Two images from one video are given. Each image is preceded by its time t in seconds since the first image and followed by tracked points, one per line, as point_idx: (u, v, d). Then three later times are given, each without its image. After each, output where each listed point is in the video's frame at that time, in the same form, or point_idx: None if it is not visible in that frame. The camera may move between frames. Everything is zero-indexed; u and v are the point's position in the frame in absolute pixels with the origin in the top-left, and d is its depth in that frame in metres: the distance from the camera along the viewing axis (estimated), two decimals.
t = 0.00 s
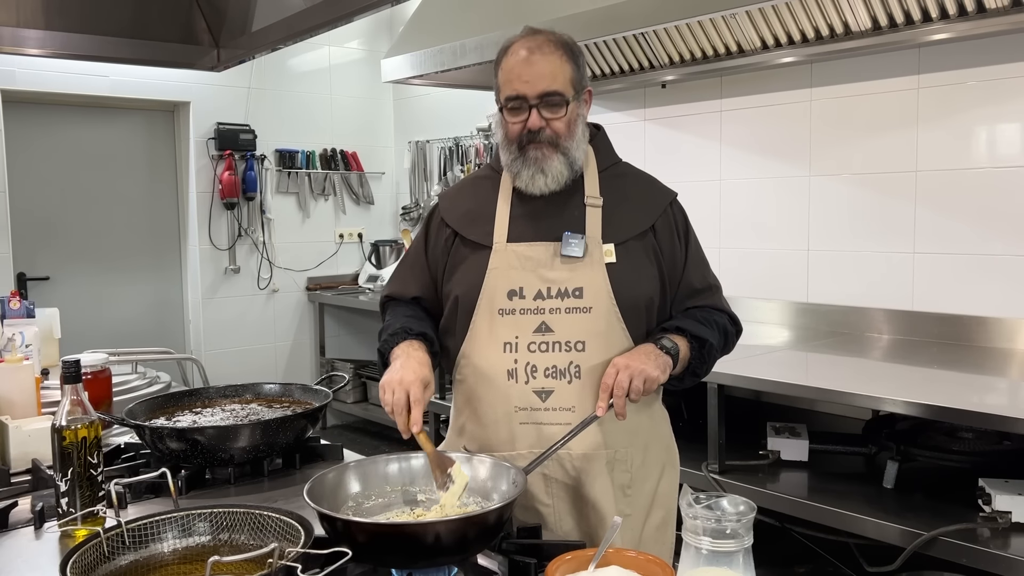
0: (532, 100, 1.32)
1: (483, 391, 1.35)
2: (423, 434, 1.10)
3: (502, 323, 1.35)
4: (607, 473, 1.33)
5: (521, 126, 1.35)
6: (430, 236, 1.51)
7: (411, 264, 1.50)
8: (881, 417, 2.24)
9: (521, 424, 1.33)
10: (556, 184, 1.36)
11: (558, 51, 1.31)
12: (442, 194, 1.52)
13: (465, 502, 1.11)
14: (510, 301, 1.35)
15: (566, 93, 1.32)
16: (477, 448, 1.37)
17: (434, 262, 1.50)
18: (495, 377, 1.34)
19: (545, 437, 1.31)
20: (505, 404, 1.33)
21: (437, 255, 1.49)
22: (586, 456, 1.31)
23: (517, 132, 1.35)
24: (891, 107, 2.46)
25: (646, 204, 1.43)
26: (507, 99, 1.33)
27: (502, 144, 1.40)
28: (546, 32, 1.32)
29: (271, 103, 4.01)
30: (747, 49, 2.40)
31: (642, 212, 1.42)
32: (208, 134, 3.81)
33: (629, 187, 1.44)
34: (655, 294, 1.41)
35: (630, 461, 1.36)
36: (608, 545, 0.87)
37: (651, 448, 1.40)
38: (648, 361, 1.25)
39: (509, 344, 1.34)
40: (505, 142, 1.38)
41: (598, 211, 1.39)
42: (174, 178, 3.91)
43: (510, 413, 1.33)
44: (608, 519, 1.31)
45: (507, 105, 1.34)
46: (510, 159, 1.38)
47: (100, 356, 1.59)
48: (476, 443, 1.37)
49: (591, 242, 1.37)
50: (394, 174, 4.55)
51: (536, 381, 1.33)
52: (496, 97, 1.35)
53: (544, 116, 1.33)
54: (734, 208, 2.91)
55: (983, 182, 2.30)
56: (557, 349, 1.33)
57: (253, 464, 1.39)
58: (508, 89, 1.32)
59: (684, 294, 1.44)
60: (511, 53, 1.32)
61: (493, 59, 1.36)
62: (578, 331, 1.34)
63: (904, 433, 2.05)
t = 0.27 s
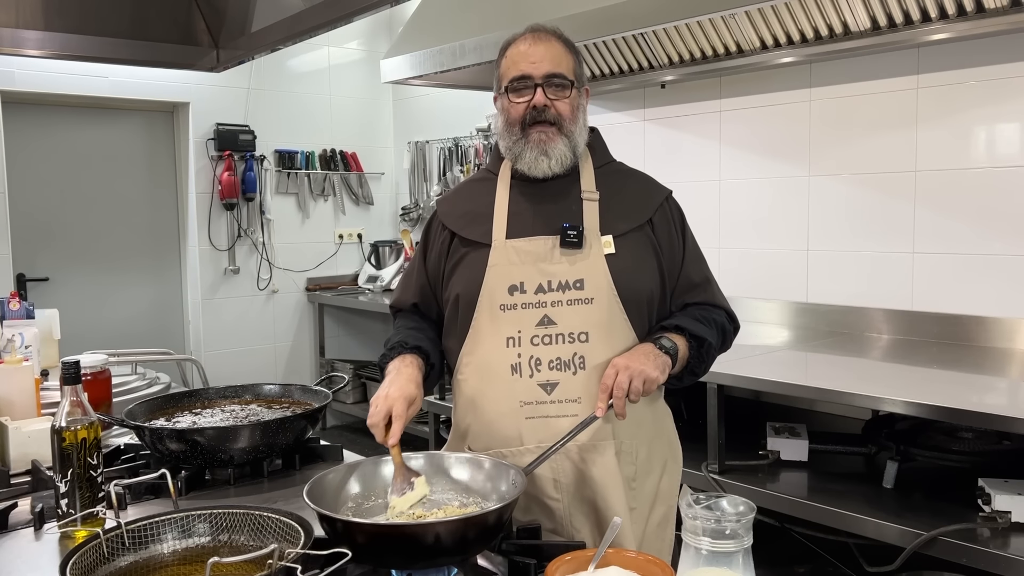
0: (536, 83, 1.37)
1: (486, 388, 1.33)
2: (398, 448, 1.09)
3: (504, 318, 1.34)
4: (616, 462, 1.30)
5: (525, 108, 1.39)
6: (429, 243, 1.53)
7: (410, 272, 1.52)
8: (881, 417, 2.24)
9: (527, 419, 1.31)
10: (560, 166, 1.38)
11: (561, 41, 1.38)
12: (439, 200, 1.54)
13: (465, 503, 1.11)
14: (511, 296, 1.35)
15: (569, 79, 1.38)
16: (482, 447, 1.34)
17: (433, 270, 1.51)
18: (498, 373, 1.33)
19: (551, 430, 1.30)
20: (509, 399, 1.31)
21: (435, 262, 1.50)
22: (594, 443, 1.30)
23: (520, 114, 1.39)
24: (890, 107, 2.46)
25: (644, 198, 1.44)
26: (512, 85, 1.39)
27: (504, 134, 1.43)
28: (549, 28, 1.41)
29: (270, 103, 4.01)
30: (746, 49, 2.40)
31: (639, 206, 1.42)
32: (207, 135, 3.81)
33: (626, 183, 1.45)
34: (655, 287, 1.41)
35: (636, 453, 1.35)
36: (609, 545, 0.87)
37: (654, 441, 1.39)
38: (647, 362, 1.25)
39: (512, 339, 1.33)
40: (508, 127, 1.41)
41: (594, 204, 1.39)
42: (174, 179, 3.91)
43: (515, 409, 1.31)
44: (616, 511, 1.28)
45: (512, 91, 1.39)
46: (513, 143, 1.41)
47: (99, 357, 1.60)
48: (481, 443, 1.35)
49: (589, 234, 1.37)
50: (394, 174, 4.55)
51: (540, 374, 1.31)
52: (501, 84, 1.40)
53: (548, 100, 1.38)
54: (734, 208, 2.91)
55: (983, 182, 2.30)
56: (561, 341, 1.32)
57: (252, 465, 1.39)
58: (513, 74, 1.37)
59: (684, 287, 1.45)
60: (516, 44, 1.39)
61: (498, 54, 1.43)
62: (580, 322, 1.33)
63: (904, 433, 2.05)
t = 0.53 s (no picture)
0: (538, 79, 1.37)
1: (488, 387, 1.32)
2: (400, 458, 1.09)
3: (506, 317, 1.34)
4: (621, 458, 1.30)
5: (526, 105, 1.39)
6: (429, 246, 1.53)
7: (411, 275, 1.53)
8: (881, 417, 2.24)
9: (531, 417, 1.30)
10: (561, 161, 1.38)
11: (562, 39, 1.40)
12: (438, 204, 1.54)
13: (465, 503, 1.11)
14: (513, 294, 1.34)
15: (570, 76, 1.39)
16: (486, 447, 1.33)
17: (433, 273, 1.52)
18: (501, 372, 1.32)
19: (555, 428, 1.29)
20: (512, 397, 1.31)
21: (435, 264, 1.51)
22: (598, 439, 1.29)
23: (521, 110, 1.39)
24: (890, 107, 2.46)
25: (642, 195, 1.43)
26: (513, 82, 1.39)
27: (505, 130, 1.43)
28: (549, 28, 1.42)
29: (270, 103, 4.00)
30: (746, 50, 2.40)
31: (639, 203, 1.42)
32: (207, 135, 3.81)
33: (625, 181, 1.45)
34: (656, 286, 1.41)
35: (640, 450, 1.34)
36: (609, 544, 0.87)
37: (659, 439, 1.39)
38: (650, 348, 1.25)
39: (514, 337, 1.32)
40: (509, 124, 1.41)
41: (594, 203, 1.39)
42: (173, 179, 3.91)
43: (519, 407, 1.30)
44: (621, 508, 1.28)
45: (513, 87, 1.39)
46: (513, 139, 1.40)
47: (98, 357, 1.59)
48: (484, 443, 1.34)
49: (590, 232, 1.38)
50: (394, 174, 4.55)
51: (543, 372, 1.31)
52: (501, 81, 1.41)
53: (549, 96, 1.38)
54: (734, 208, 2.91)
55: (983, 182, 2.30)
56: (564, 338, 1.32)
57: (252, 465, 1.39)
58: (515, 70, 1.38)
59: (684, 283, 1.45)
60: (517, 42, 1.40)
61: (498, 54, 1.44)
62: (583, 319, 1.33)
63: (904, 433, 2.05)
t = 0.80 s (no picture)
0: (544, 85, 1.37)
1: (491, 385, 1.32)
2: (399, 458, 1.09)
3: (508, 315, 1.34)
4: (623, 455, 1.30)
5: (532, 110, 1.40)
6: (431, 246, 1.54)
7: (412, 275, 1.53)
8: (881, 418, 2.23)
9: (534, 414, 1.30)
10: (565, 166, 1.38)
11: (569, 44, 1.39)
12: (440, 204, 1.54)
13: (464, 503, 1.10)
14: (514, 292, 1.34)
15: (576, 82, 1.39)
16: (488, 445, 1.33)
17: (433, 272, 1.52)
18: (503, 369, 1.32)
19: (558, 425, 1.29)
20: (514, 394, 1.31)
21: (437, 263, 1.51)
22: (600, 437, 1.29)
23: (526, 115, 1.40)
24: (889, 108, 2.46)
25: (644, 194, 1.42)
26: (519, 86, 1.39)
27: (510, 134, 1.44)
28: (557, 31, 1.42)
29: (270, 103, 4.00)
30: (746, 50, 2.40)
31: (640, 202, 1.41)
32: (206, 136, 3.81)
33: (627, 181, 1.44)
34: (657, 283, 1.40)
35: (642, 448, 1.34)
36: (609, 545, 0.87)
37: (661, 437, 1.38)
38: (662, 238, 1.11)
39: (516, 335, 1.33)
40: (514, 128, 1.42)
41: (595, 203, 1.38)
42: (173, 179, 3.91)
43: (521, 404, 1.30)
44: (622, 506, 1.27)
45: (518, 92, 1.39)
46: (518, 143, 1.41)
47: (98, 357, 1.59)
48: (487, 441, 1.34)
49: (591, 231, 1.36)
50: (393, 175, 4.55)
51: (545, 369, 1.31)
52: (507, 85, 1.41)
53: (555, 101, 1.38)
54: (733, 208, 2.91)
55: (983, 182, 2.30)
56: (566, 336, 1.31)
57: (252, 465, 1.39)
58: (521, 75, 1.38)
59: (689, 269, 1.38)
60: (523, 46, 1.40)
61: (504, 57, 1.44)
62: (585, 316, 1.32)
63: (904, 434, 2.05)
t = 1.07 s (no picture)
0: (541, 89, 1.36)
1: (490, 385, 1.32)
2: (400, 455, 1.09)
3: (507, 314, 1.34)
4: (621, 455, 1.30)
5: (530, 113, 1.38)
6: (431, 247, 1.54)
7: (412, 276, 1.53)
8: (881, 418, 2.23)
9: (533, 413, 1.30)
10: (563, 170, 1.38)
11: (566, 46, 1.37)
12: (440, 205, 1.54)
13: (464, 503, 1.10)
14: (513, 292, 1.34)
15: (575, 85, 1.37)
16: (487, 445, 1.33)
17: (433, 273, 1.52)
18: (502, 368, 1.32)
19: (557, 425, 1.29)
20: (513, 393, 1.30)
21: (437, 264, 1.51)
22: (599, 436, 1.29)
23: (524, 119, 1.39)
24: (889, 108, 2.46)
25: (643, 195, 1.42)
26: (516, 90, 1.38)
27: (507, 136, 1.43)
28: (556, 31, 1.40)
29: (270, 104, 4.00)
30: (746, 50, 2.40)
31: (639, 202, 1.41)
32: (206, 136, 3.81)
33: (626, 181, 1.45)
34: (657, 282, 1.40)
35: (641, 448, 1.34)
36: (608, 545, 0.87)
37: (660, 437, 1.38)
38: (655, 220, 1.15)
39: (515, 334, 1.33)
40: (512, 130, 1.41)
41: (594, 203, 1.39)
42: (173, 179, 3.91)
43: (520, 403, 1.30)
44: (620, 505, 1.27)
45: (516, 95, 1.38)
46: (517, 147, 1.41)
47: (97, 358, 1.59)
48: (485, 441, 1.33)
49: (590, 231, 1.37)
50: (393, 175, 4.55)
51: (544, 368, 1.31)
52: (505, 87, 1.40)
53: (553, 105, 1.37)
54: (733, 208, 2.91)
55: (983, 182, 2.29)
56: (564, 335, 1.31)
57: (251, 466, 1.39)
58: (518, 79, 1.36)
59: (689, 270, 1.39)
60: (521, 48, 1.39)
61: (502, 57, 1.42)
62: (583, 315, 1.32)
63: (904, 434, 2.05)
